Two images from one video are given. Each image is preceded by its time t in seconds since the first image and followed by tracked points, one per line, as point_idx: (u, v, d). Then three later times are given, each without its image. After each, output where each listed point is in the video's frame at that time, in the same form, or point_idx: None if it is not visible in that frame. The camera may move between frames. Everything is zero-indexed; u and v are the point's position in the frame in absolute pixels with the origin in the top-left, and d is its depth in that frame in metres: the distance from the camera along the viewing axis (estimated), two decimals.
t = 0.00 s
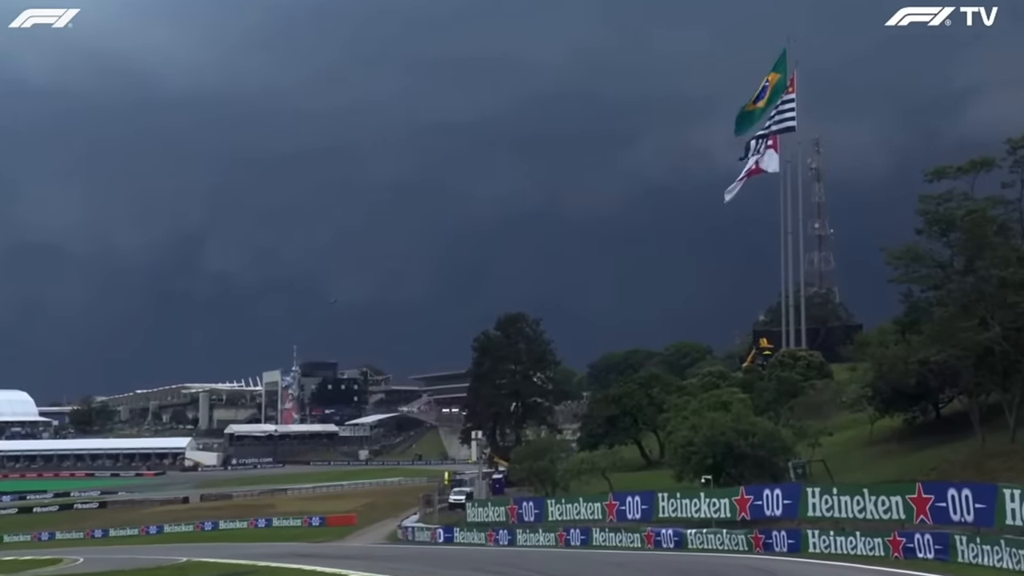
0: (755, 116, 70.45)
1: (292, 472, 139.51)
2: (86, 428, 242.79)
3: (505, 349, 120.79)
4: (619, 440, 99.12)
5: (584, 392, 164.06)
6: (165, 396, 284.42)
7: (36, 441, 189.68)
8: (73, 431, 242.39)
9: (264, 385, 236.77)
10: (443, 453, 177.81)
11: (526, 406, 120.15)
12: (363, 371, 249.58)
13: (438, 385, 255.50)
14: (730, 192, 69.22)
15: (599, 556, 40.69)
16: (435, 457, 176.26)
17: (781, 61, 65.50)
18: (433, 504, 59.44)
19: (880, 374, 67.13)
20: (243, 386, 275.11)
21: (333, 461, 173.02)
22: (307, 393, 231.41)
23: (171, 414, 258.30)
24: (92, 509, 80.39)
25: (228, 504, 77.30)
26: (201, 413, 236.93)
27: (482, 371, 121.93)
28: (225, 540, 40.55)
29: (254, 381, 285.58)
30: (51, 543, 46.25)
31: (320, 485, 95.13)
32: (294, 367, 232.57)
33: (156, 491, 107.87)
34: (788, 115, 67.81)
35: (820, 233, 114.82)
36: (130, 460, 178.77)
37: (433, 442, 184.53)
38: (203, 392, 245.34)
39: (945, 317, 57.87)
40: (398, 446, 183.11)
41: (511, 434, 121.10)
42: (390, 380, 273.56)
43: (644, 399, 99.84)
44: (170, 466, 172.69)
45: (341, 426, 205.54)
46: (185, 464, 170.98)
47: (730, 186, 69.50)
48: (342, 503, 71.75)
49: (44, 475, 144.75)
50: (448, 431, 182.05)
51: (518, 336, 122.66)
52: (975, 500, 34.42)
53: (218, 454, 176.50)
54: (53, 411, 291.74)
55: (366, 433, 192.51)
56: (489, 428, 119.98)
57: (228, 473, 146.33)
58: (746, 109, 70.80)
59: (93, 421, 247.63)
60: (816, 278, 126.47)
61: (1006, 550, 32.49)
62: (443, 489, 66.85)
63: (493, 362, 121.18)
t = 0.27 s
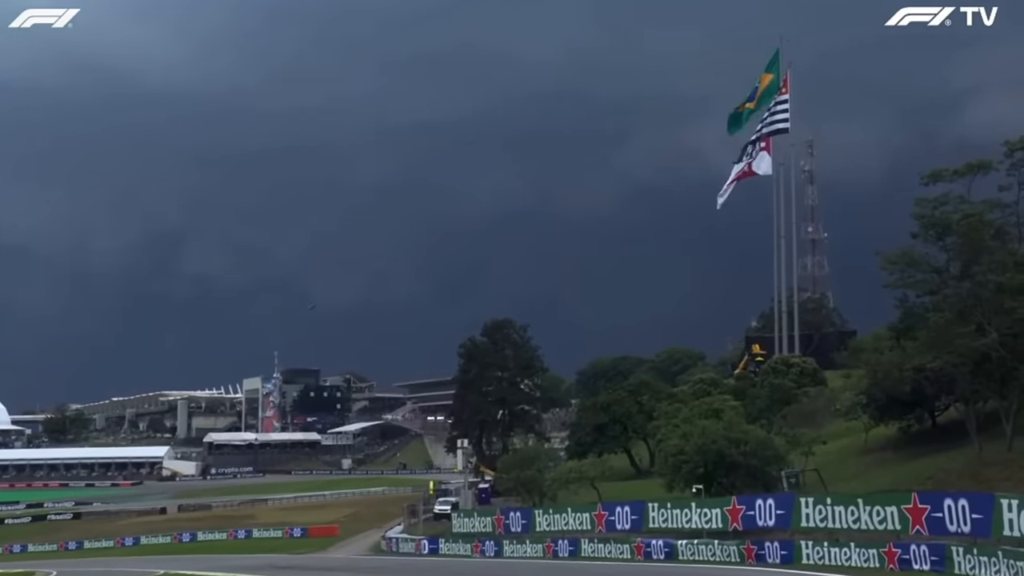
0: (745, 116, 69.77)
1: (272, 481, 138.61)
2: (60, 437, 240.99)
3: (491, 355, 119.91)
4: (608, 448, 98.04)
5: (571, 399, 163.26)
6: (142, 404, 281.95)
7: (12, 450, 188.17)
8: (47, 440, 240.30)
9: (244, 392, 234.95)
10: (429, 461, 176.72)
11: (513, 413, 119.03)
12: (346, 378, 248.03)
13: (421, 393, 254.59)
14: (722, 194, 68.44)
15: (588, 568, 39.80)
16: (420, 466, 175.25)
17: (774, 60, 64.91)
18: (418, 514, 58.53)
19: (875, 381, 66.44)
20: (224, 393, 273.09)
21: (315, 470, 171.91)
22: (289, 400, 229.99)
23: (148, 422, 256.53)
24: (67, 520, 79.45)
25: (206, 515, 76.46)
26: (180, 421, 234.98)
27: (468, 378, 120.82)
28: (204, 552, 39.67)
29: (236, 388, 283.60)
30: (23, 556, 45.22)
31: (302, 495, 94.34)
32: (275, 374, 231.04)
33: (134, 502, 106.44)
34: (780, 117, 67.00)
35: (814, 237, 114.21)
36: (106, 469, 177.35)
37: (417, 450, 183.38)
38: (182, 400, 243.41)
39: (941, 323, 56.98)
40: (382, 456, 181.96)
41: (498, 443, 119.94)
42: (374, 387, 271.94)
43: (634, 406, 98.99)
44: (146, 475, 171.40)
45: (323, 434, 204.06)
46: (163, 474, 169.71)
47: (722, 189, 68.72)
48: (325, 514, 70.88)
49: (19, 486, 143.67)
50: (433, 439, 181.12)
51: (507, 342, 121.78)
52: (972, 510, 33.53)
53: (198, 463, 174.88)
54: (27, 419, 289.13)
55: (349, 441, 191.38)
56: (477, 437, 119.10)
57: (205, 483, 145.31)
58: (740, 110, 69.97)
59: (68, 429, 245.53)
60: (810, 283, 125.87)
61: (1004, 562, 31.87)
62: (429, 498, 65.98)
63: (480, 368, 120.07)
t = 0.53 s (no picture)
0: (736, 115, 68.95)
1: (248, 492, 137.55)
2: (31, 445, 239.24)
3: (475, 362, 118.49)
4: (597, 458, 96.80)
5: (558, 407, 162.37)
6: (115, 412, 279.71)
7: None
8: (18, 449, 238.41)
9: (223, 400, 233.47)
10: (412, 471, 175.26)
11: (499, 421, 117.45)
12: (327, 386, 246.51)
13: (403, 401, 253.49)
14: (712, 196, 67.58)
15: None
16: (403, 475, 173.99)
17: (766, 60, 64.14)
18: (401, 525, 57.52)
19: (870, 389, 65.87)
20: (202, 401, 271.33)
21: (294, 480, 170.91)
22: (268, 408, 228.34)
23: (122, 430, 254.90)
24: (39, 533, 78.35)
25: (181, 526, 75.29)
26: (155, 430, 233.45)
27: (453, 385, 119.62)
28: (179, 565, 38.66)
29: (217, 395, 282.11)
30: None
31: (282, 506, 93.30)
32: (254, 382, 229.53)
33: (110, 512, 105.04)
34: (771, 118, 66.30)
35: (806, 241, 113.52)
36: (78, 480, 176.73)
37: (400, 459, 182.05)
38: (158, 408, 242.21)
39: (936, 329, 56.31)
40: (364, 465, 180.60)
41: (483, 451, 118.48)
42: (356, 395, 270.41)
43: (622, 414, 97.97)
44: (120, 484, 170.44)
45: (304, 443, 202.55)
46: (138, 483, 168.42)
47: (712, 190, 67.89)
48: (306, 525, 69.92)
49: None
50: (416, 448, 179.47)
51: (492, 348, 120.47)
52: (968, 521, 32.72)
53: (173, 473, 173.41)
54: None
55: (331, 450, 190.07)
56: (461, 445, 117.44)
57: (180, 493, 144.36)
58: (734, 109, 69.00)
59: (40, 438, 243.66)
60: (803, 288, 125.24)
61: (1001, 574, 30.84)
62: (413, 509, 65.02)
63: (465, 375, 118.92)
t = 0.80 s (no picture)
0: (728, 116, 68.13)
1: (227, 503, 136.53)
2: (4, 455, 237.79)
3: (462, 368, 117.47)
4: (586, 466, 95.70)
5: (548, 415, 161.33)
6: (92, 421, 277.84)
7: None
8: None
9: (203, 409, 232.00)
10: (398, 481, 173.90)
11: (486, 429, 116.46)
12: (310, 393, 245.16)
13: (388, 408, 252.65)
14: (703, 197, 66.81)
15: None
16: (387, 484, 172.88)
17: (760, 60, 63.46)
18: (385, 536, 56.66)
19: (865, 397, 65.18)
20: (182, 409, 269.78)
21: (275, 490, 170.08)
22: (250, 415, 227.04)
23: (99, 439, 253.59)
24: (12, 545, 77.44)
25: (159, 538, 74.27)
26: (133, 438, 232.69)
27: (439, 393, 118.54)
28: None
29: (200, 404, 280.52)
30: None
31: (263, 516, 92.48)
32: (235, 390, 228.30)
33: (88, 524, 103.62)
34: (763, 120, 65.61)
35: (800, 245, 112.76)
36: (51, 491, 177.90)
37: (384, 468, 180.85)
38: (136, 416, 241.65)
39: (933, 335, 55.63)
40: (347, 475, 179.36)
41: (469, 460, 117.37)
42: (339, 403, 269.04)
43: (613, 421, 97.01)
44: (96, 495, 169.84)
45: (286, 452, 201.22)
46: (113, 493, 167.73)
47: (703, 191, 67.08)
48: (287, 537, 69.26)
49: None
50: (401, 456, 178.05)
51: (479, 354, 119.32)
52: (966, 532, 31.85)
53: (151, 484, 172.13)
54: None
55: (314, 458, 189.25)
56: (448, 454, 116.30)
57: (155, 504, 143.61)
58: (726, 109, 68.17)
59: (12, 449, 242.22)
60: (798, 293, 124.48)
61: None
62: (397, 519, 64.22)
63: (451, 382, 117.87)
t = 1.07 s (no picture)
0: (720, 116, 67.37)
1: (206, 514, 135.17)
2: None
3: (448, 376, 116.36)
4: (575, 476, 94.42)
5: (536, 423, 160.29)
6: (65, 429, 274.88)
7: None
8: None
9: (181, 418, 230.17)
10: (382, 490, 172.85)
11: (473, 438, 115.53)
12: (292, 401, 243.63)
13: (372, 417, 251.59)
14: (695, 199, 66.00)
15: None
16: (371, 493, 171.95)
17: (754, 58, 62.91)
18: (369, 548, 55.63)
19: (861, 405, 64.48)
20: (160, 417, 267.63)
21: (255, 500, 169.04)
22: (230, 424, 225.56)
23: (74, 449, 251.34)
24: None
25: (133, 551, 72.94)
26: (109, 448, 231.59)
27: (424, 401, 117.39)
28: None
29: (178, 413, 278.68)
30: None
31: (243, 528, 91.16)
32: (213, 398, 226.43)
33: (62, 537, 101.94)
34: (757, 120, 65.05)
35: (795, 249, 111.98)
36: (23, 502, 177.79)
37: (368, 477, 180.02)
38: (112, 425, 240.29)
39: (930, 341, 54.84)
40: (330, 485, 177.95)
41: (455, 469, 116.39)
42: (321, 411, 267.56)
43: (603, 430, 96.07)
44: (71, 506, 168.33)
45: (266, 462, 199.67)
46: (87, 503, 166.37)
47: (696, 194, 66.25)
48: (268, 549, 68.20)
49: None
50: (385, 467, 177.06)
51: (466, 360, 118.17)
52: (965, 544, 30.98)
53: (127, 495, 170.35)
54: None
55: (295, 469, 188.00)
56: (433, 463, 115.28)
57: (131, 515, 142.27)
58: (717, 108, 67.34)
59: None
60: (793, 298, 123.79)
61: None
62: (382, 531, 63.17)
63: (436, 390, 116.54)
